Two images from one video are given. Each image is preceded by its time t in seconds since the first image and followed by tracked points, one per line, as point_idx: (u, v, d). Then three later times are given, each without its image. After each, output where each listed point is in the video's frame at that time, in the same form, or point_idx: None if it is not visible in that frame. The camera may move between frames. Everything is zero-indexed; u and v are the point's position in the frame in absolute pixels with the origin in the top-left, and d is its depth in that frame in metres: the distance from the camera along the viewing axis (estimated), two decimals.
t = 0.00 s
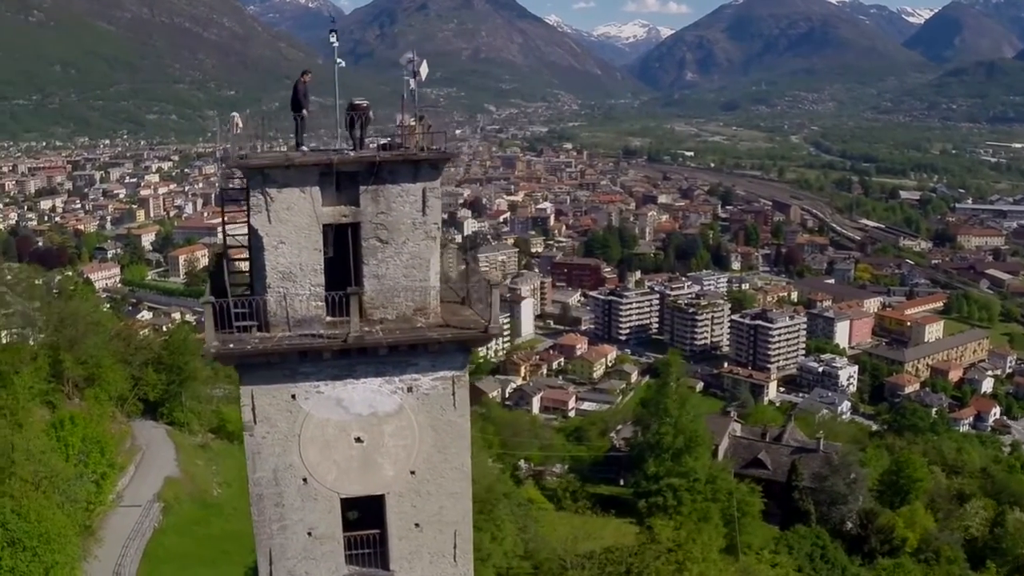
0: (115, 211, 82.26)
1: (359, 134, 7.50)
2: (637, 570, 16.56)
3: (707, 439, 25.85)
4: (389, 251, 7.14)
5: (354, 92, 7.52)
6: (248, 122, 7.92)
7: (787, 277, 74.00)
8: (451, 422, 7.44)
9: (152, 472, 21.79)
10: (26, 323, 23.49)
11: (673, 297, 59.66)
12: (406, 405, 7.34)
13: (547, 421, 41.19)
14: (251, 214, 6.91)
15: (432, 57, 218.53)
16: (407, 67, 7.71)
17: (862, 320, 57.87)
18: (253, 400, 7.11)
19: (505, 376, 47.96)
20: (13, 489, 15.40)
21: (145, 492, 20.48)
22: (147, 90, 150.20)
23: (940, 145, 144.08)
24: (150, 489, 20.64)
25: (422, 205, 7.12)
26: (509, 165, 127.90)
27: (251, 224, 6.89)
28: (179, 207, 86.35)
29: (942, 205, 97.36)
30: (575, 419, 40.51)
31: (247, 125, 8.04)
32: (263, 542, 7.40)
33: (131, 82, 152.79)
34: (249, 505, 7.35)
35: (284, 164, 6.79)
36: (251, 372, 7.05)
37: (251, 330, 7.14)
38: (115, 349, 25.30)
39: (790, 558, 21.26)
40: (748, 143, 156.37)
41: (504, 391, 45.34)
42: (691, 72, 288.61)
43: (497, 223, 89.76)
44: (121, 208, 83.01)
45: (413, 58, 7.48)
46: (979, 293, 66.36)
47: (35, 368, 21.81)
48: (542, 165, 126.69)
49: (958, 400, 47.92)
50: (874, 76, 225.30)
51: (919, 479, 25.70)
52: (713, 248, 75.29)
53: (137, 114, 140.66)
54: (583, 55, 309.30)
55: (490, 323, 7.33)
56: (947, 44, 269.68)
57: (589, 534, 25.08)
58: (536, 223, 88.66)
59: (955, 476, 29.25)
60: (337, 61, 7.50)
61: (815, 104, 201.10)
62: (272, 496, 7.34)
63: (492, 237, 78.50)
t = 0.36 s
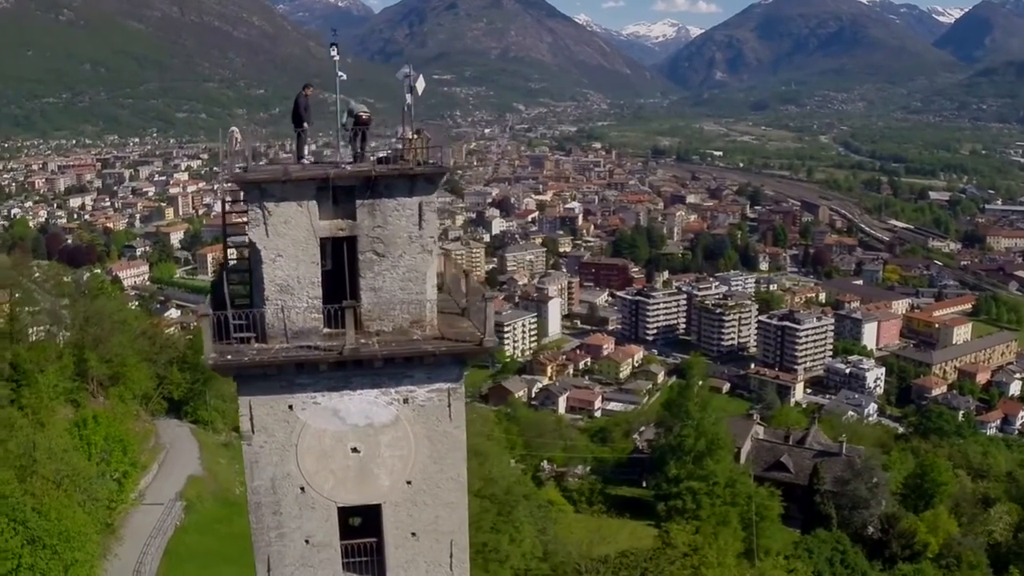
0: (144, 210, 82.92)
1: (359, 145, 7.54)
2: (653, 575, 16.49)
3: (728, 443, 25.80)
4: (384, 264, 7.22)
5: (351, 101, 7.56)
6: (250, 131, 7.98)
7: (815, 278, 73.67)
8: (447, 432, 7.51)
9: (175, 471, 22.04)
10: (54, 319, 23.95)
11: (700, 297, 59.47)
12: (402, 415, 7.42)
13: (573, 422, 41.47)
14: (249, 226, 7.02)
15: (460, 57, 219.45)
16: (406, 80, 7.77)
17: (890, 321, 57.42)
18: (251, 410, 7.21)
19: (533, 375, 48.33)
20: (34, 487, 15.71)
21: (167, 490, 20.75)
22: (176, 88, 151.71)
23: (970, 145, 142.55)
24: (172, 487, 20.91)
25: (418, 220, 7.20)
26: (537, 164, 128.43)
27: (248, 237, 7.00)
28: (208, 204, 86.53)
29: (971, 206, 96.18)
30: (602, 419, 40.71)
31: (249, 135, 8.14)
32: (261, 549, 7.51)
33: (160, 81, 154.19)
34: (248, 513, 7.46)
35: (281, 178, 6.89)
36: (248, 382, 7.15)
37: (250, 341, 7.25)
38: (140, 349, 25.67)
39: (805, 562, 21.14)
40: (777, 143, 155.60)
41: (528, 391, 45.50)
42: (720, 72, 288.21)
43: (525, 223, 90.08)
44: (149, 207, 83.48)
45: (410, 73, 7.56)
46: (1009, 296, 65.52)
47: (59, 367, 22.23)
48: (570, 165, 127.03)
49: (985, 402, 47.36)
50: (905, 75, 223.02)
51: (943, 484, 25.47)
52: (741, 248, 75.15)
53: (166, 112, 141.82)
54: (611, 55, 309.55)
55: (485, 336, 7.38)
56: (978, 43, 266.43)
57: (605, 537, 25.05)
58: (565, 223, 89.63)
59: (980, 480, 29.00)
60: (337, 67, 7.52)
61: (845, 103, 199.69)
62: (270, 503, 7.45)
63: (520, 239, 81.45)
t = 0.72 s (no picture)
0: (162, 211, 81.91)
1: (347, 163, 7.58)
2: None
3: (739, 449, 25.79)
4: (369, 281, 7.31)
5: (338, 113, 7.62)
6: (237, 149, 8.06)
7: (832, 282, 73.50)
8: (432, 448, 7.60)
9: (186, 474, 22.23)
10: (68, 321, 24.24)
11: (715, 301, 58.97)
12: (388, 431, 7.50)
13: (588, 425, 41.55)
14: (236, 243, 7.10)
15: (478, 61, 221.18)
16: (393, 99, 7.92)
17: (907, 326, 57.16)
18: (238, 425, 7.30)
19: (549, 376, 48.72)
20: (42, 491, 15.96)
21: (178, 493, 20.95)
22: (194, 90, 152.69)
23: (989, 148, 141.65)
24: (183, 490, 21.11)
25: (403, 237, 7.29)
26: (554, 167, 128.82)
27: (235, 254, 7.11)
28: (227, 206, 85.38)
29: (989, 209, 95.47)
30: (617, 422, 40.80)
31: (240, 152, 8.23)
32: (248, 561, 7.58)
33: (179, 83, 155.45)
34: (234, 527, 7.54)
35: (267, 197, 7.00)
36: (234, 397, 7.23)
37: (236, 356, 7.35)
38: (155, 351, 25.93)
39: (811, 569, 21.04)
40: (794, 146, 155.29)
41: (545, 395, 45.74)
42: (738, 74, 288.14)
43: (541, 226, 90.25)
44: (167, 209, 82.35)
45: (395, 92, 7.67)
46: None
47: (74, 369, 22.57)
48: (588, 168, 127.54)
49: (1002, 408, 47.02)
50: (923, 78, 221.55)
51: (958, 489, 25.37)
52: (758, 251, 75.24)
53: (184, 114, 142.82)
54: (628, 58, 310.29)
55: (467, 352, 7.45)
56: (998, 46, 264.07)
57: (612, 544, 25.30)
58: (581, 225, 89.90)
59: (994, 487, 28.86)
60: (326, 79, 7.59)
61: (863, 106, 198.79)
62: (256, 517, 7.52)
63: (536, 241, 82.43)
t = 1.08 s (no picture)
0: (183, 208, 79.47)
1: (338, 176, 7.70)
2: None
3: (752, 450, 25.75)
4: (359, 293, 7.41)
5: (330, 125, 7.70)
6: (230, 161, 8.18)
7: (852, 282, 73.18)
8: (421, 458, 7.69)
9: (200, 473, 22.52)
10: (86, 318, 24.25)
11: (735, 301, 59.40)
12: (376, 441, 7.60)
13: (606, 424, 41.65)
14: (227, 255, 7.24)
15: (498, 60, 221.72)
16: (382, 113, 8.04)
17: (926, 327, 56.84)
18: (229, 433, 7.42)
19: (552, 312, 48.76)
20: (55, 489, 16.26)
21: (191, 492, 21.28)
22: (215, 87, 153.62)
23: (1012, 148, 140.44)
24: (196, 490, 21.44)
25: (391, 250, 7.40)
26: (575, 166, 128.97)
27: (226, 266, 7.22)
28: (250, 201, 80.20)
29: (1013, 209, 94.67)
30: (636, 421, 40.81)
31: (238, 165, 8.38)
32: (240, 567, 7.69)
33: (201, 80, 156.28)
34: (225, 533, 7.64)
35: (258, 209, 7.10)
36: (226, 407, 7.35)
37: (228, 366, 7.47)
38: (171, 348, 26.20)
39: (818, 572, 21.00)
40: (816, 144, 154.70)
41: (563, 395, 45.93)
42: (760, 72, 286.99)
43: (561, 224, 90.40)
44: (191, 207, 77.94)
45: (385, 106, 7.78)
46: None
47: (89, 367, 22.86)
48: (609, 167, 127.63)
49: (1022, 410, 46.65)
50: (946, 76, 219.63)
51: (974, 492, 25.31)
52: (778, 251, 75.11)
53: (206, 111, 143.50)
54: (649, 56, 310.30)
55: (454, 364, 7.52)
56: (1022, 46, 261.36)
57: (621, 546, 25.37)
58: (601, 224, 89.94)
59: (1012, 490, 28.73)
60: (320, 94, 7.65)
61: (885, 105, 197.57)
62: (247, 523, 7.63)
63: (556, 240, 82.79)
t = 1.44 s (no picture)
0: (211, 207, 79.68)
1: (335, 191, 7.82)
2: None
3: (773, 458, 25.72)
4: (354, 305, 7.50)
5: (326, 137, 7.78)
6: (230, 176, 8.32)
7: (877, 286, 72.78)
8: (414, 470, 7.75)
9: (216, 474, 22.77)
10: (110, 319, 24.92)
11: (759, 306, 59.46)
12: (370, 452, 7.68)
13: (629, 428, 41.70)
14: (223, 268, 7.37)
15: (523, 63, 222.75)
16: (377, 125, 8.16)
17: (952, 332, 56.49)
18: (225, 443, 7.54)
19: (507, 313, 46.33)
20: (74, 489, 16.49)
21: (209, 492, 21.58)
22: (242, 88, 155.06)
23: None
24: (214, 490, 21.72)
25: (386, 263, 7.48)
26: (601, 168, 129.14)
27: (224, 280, 7.35)
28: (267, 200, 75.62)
29: None
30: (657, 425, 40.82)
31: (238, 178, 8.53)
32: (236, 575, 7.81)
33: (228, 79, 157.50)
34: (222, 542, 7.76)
35: (254, 225, 7.24)
36: (222, 417, 7.46)
37: (226, 376, 7.57)
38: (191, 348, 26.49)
39: None
40: (842, 147, 154.15)
41: (586, 397, 46.26)
42: (787, 75, 286.10)
43: (587, 227, 90.60)
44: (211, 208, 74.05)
45: (378, 121, 7.87)
46: None
47: (111, 367, 23.23)
48: (635, 169, 127.69)
49: None
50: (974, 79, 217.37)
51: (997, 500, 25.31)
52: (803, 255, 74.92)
53: (234, 111, 144.64)
54: (676, 59, 310.34)
55: (449, 379, 7.56)
56: None
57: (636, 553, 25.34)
58: (626, 226, 90.00)
59: None
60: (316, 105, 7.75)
61: (911, 108, 196.23)
62: (243, 532, 7.73)
63: (581, 242, 82.96)
